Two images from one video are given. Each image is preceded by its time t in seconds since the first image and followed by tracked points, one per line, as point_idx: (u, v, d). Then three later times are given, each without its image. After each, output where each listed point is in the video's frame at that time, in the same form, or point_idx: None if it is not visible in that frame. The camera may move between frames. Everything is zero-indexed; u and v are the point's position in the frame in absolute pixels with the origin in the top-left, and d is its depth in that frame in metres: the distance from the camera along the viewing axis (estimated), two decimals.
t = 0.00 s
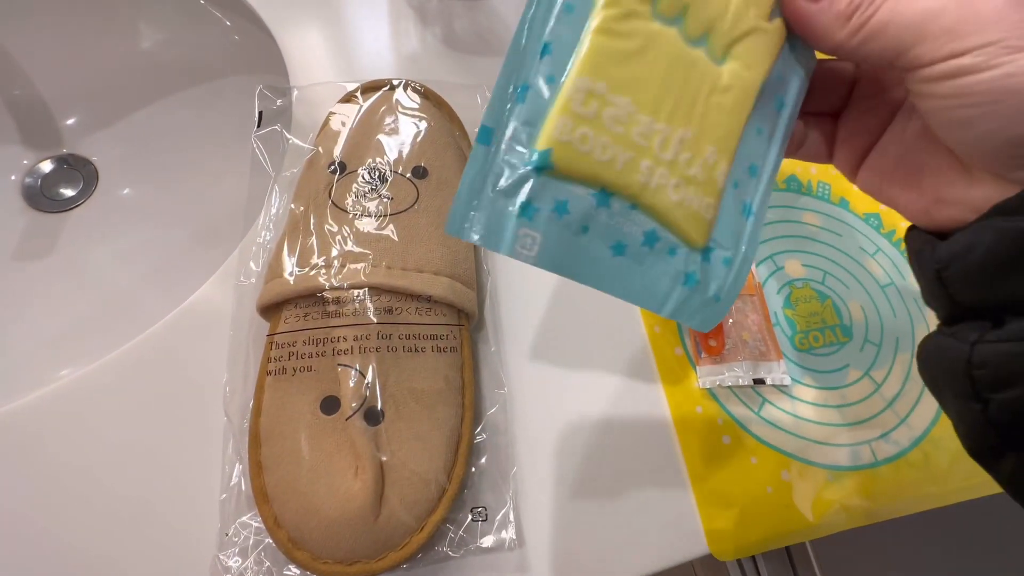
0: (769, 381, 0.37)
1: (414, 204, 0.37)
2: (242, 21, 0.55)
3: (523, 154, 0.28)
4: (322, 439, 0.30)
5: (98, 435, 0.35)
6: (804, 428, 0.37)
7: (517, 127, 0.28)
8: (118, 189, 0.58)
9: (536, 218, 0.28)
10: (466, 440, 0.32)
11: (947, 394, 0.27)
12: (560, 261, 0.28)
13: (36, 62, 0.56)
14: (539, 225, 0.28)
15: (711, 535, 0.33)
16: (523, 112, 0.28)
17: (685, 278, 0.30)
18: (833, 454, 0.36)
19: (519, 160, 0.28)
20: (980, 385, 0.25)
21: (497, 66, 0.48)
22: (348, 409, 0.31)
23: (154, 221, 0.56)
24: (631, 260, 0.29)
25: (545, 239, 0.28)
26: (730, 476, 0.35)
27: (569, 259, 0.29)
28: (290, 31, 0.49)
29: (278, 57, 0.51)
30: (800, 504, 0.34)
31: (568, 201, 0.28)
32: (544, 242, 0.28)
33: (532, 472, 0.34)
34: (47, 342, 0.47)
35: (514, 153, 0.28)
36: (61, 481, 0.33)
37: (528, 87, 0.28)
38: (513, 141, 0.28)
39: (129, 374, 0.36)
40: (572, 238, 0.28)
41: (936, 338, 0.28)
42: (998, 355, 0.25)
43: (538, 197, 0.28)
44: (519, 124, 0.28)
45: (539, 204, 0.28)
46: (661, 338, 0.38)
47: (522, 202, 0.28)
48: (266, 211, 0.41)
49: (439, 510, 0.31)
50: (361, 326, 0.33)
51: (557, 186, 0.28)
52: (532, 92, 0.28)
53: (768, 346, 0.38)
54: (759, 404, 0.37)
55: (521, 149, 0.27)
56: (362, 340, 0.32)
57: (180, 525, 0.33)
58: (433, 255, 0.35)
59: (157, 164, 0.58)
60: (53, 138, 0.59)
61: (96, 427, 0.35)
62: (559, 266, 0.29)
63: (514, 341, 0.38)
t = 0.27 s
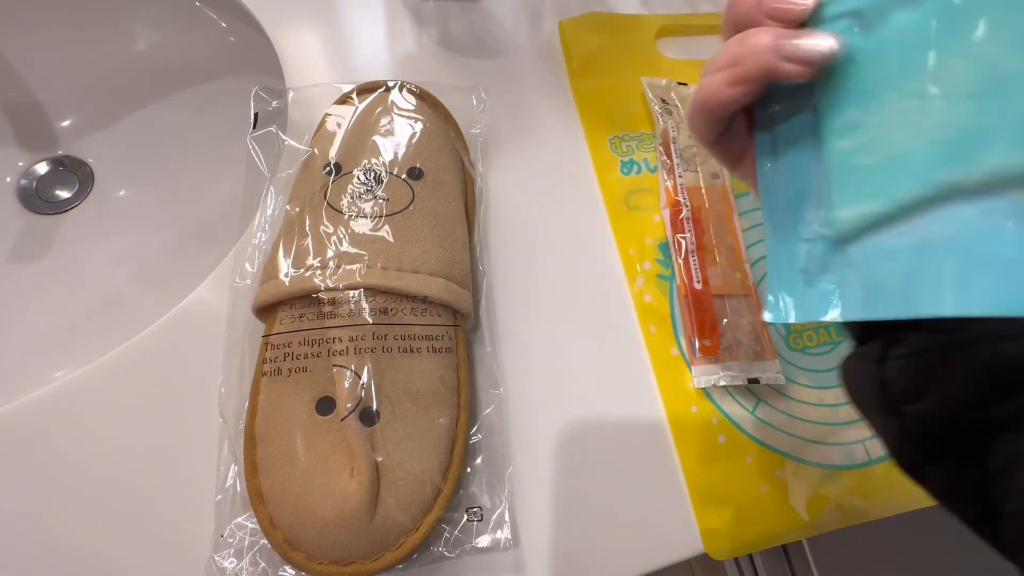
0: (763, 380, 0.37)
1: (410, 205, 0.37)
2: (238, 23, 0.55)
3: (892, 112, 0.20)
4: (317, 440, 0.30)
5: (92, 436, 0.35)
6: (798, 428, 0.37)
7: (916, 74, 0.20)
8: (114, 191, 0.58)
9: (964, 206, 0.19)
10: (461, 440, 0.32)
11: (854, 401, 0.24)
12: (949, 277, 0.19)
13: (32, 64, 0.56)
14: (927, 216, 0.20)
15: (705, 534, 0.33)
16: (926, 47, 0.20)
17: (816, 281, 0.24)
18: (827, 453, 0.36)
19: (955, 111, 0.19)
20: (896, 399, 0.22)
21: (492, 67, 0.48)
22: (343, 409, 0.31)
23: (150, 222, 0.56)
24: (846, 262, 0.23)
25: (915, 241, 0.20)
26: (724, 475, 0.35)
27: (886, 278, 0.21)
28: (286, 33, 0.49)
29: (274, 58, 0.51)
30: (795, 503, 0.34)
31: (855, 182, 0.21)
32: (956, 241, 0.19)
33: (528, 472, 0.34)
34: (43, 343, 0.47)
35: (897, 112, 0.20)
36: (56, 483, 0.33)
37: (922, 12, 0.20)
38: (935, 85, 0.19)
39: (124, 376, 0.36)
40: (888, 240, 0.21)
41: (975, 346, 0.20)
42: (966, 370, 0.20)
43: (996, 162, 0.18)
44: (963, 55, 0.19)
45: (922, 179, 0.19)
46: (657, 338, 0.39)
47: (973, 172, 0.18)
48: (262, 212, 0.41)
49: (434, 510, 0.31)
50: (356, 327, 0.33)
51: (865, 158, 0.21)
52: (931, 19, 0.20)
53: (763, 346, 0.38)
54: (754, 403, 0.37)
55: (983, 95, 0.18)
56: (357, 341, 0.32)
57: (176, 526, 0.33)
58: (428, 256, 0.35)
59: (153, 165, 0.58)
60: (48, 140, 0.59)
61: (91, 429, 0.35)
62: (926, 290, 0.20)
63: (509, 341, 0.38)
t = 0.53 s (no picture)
0: (761, 381, 0.37)
1: (409, 208, 0.37)
2: (237, 27, 0.55)
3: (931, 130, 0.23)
4: (317, 443, 0.30)
5: (92, 439, 0.35)
6: (796, 428, 0.37)
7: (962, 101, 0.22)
8: (113, 194, 0.58)
9: (990, 228, 0.21)
10: (461, 441, 0.33)
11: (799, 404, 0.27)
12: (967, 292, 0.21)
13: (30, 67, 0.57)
14: (955, 232, 0.22)
15: (703, 534, 0.33)
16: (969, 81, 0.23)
17: (804, 286, 0.25)
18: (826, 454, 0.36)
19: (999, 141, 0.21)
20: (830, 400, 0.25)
21: (490, 70, 0.48)
22: (343, 412, 0.31)
23: (149, 225, 0.56)
24: (850, 270, 0.24)
25: (949, 253, 0.22)
26: (722, 475, 0.35)
27: (918, 287, 0.22)
28: (286, 36, 0.49)
29: (273, 61, 0.51)
30: (792, 503, 0.35)
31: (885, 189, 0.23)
32: (983, 261, 0.21)
33: (527, 473, 0.35)
34: (42, 347, 0.47)
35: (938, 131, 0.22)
36: (55, 486, 0.33)
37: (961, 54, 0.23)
38: (979, 116, 0.22)
39: (124, 379, 0.36)
40: (917, 248, 0.22)
41: (892, 355, 0.23)
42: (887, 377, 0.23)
43: None
44: (1001, 96, 0.22)
45: (962, 195, 0.21)
46: (655, 340, 0.39)
47: (1010, 198, 0.21)
48: (261, 215, 0.41)
49: (434, 512, 0.31)
50: (356, 330, 0.33)
51: (899, 167, 0.23)
52: (972, 60, 0.23)
53: (761, 346, 0.38)
54: (751, 404, 0.37)
55: None
56: (357, 343, 0.32)
57: (176, 529, 0.33)
58: (427, 258, 0.35)
59: (152, 168, 0.58)
60: (47, 143, 0.59)
61: (91, 432, 0.35)
62: (958, 302, 0.21)
63: (508, 342, 0.38)
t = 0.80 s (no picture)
0: (760, 382, 0.37)
1: (409, 211, 0.37)
2: (236, 30, 0.55)
3: (957, 137, 0.22)
4: (317, 446, 0.30)
5: (91, 443, 0.35)
6: (796, 429, 0.37)
7: (984, 108, 0.22)
8: (112, 197, 0.58)
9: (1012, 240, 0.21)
10: (461, 444, 0.33)
11: (800, 407, 0.27)
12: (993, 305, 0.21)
13: (29, 71, 0.57)
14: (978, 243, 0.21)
15: (703, 535, 0.34)
16: (992, 87, 0.22)
17: (814, 296, 0.24)
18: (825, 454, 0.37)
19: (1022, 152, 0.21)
20: (830, 402, 0.25)
21: (490, 73, 0.48)
22: (343, 414, 0.31)
23: (149, 228, 0.56)
24: (866, 279, 0.23)
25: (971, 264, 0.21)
26: (722, 477, 0.35)
27: (940, 298, 0.21)
28: (285, 39, 0.49)
29: (272, 64, 0.51)
30: (791, 504, 0.35)
31: (908, 196, 0.22)
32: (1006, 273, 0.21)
33: (526, 475, 0.35)
34: (41, 350, 0.47)
35: (963, 139, 0.22)
36: (55, 490, 0.33)
37: (986, 58, 0.23)
38: (1002, 125, 0.22)
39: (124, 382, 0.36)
40: (936, 258, 0.22)
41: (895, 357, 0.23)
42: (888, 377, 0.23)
43: None
44: None
45: (987, 205, 0.21)
46: (655, 341, 0.39)
47: None
48: (261, 218, 0.41)
49: (435, 514, 0.31)
50: (357, 332, 0.33)
51: (922, 174, 0.22)
52: (997, 65, 0.22)
53: (760, 348, 0.38)
54: (751, 405, 0.38)
55: None
56: (357, 346, 0.32)
57: (176, 531, 0.33)
58: (427, 261, 0.35)
59: (151, 171, 0.58)
60: (46, 146, 0.59)
61: (91, 434, 0.35)
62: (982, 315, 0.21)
63: (508, 345, 0.38)
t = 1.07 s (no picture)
0: (757, 381, 0.38)
1: (407, 211, 0.37)
2: (235, 32, 0.56)
3: (980, 135, 0.21)
4: (316, 445, 0.30)
5: (91, 442, 0.35)
6: (792, 428, 0.37)
7: (1008, 105, 0.21)
8: (111, 198, 0.58)
9: None
10: (460, 442, 0.33)
11: (804, 410, 0.26)
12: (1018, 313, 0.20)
13: (28, 72, 0.57)
14: (1002, 247, 0.20)
15: (701, 534, 0.34)
16: (1015, 82, 0.21)
17: (830, 306, 0.22)
18: (822, 452, 0.37)
19: None
20: (837, 404, 0.25)
21: (488, 74, 0.48)
22: (342, 413, 0.31)
23: (147, 229, 0.56)
24: (884, 287, 0.21)
25: (995, 270, 0.20)
26: (720, 475, 0.35)
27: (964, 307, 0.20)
28: (284, 41, 0.49)
29: (270, 66, 0.51)
30: (788, 502, 0.35)
31: (929, 198, 0.21)
32: None
33: (525, 474, 0.35)
34: (39, 351, 0.47)
35: (987, 137, 0.21)
36: (54, 489, 0.34)
37: (1012, 49, 0.21)
38: None
39: (123, 382, 0.36)
40: (958, 265, 0.20)
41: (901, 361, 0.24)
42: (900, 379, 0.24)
43: None
44: None
45: (1011, 208, 0.20)
46: (652, 341, 0.39)
47: None
48: (260, 218, 0.42)
49: (434, 513, 0.31)
50: (355, 332, 0.33)
51: (944, 174, 0.21)
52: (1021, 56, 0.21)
53: (756, 347, 0.39)
54: (748, 404, 0.38)
55: None
56: (356, 345, 0.32)
57: (175, 530, 0.33)
58: (426, 260, 0.35)
59: (150, 172, 0.59)
60: (45, 148, 0.59)
61: (91, 434, 0.35)
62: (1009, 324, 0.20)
63: (507, 345, 0.38)
